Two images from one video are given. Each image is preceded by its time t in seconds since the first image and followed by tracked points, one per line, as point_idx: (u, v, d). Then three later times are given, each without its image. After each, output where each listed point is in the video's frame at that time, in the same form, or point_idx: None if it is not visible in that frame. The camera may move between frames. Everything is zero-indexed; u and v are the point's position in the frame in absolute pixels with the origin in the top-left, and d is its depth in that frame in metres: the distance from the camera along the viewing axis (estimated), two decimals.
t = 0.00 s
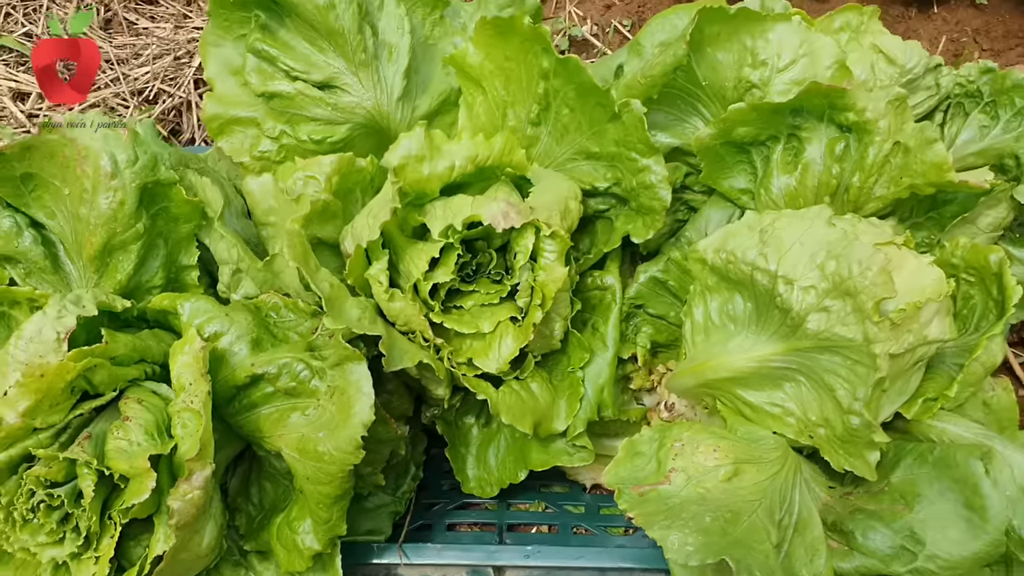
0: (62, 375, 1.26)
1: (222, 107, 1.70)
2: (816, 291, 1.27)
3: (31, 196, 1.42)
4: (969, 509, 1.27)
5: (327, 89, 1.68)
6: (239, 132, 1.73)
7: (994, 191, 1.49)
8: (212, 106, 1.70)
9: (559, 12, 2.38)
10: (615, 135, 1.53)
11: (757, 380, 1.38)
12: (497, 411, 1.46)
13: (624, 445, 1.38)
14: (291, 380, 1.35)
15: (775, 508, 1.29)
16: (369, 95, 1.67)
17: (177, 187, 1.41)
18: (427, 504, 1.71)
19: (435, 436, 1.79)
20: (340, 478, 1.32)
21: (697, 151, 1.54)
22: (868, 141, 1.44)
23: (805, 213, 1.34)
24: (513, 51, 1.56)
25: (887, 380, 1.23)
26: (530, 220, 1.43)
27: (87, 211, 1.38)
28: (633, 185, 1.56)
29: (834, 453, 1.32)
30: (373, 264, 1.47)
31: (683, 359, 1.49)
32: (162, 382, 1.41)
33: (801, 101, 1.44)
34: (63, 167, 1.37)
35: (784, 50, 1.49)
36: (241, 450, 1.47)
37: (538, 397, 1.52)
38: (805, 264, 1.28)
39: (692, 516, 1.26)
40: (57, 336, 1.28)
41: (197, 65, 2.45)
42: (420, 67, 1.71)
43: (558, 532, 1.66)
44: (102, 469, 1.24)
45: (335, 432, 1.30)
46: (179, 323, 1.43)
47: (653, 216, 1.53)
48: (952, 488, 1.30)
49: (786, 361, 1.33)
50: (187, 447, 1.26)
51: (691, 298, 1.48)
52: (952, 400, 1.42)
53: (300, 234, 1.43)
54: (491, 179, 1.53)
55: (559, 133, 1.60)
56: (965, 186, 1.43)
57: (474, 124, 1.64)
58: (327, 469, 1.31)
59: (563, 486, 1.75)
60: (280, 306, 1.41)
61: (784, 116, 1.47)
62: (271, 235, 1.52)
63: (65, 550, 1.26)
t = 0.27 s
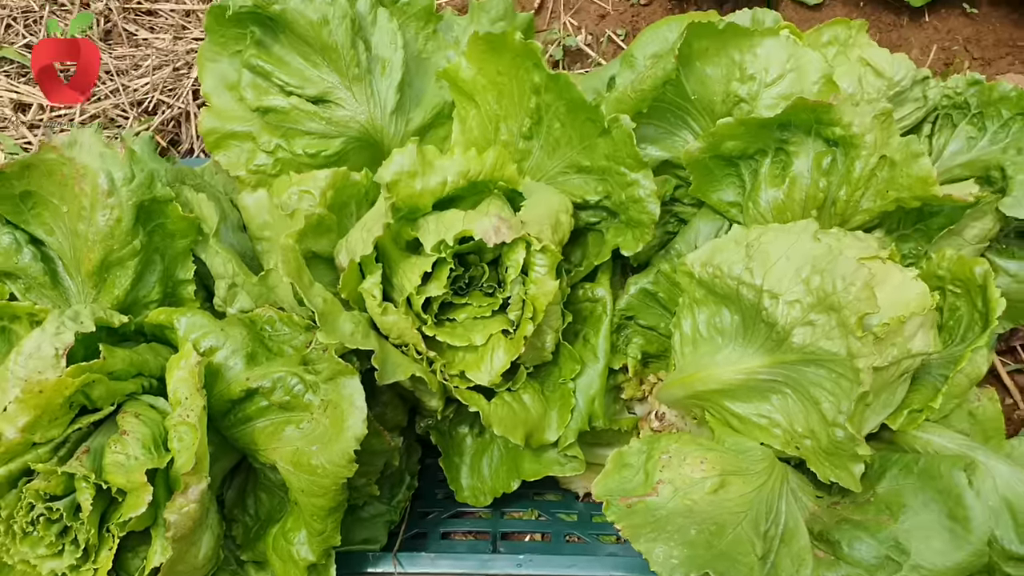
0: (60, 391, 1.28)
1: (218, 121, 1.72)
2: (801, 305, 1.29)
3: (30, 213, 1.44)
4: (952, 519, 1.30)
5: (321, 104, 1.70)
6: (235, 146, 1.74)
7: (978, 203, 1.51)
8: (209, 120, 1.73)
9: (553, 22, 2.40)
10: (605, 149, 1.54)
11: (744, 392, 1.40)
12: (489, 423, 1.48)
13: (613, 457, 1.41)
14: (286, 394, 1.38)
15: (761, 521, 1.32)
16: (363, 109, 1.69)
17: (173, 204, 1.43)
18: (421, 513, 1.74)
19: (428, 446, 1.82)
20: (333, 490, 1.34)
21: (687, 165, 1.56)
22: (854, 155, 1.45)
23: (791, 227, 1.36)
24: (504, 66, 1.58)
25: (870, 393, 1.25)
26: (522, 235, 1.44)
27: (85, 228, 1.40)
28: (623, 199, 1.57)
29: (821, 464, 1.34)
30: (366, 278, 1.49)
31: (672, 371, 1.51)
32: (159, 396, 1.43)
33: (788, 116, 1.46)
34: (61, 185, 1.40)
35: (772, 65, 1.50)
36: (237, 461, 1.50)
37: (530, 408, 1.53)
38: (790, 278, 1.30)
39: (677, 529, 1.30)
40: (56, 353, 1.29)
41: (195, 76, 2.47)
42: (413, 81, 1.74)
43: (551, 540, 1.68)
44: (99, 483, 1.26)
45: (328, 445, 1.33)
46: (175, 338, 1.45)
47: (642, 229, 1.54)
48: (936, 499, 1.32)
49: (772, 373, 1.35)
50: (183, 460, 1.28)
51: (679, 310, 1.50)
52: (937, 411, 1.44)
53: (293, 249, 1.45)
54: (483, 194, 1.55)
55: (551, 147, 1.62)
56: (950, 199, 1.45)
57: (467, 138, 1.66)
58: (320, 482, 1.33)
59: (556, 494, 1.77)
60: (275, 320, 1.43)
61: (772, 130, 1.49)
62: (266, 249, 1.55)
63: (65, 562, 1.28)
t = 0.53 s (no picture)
0: (60, 404, 1.31)
1: (216, 135, 1.76)
2: (786, 316, 1.31)
3: (30, 228, 1.47)
4: (936, 526, 1.32)
5: (317, 117, 1.72)
6: (233, 159, 1.77)
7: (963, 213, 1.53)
8: (206, 134, 1.76)
9: (548, 33, 2.43)
10: (596, 162, 1.55)
11: (732, 401, 1.43)
12: (481, 432, 1.50)
13: (603, 465, 1.43)
14: (281, 405, 1.41)
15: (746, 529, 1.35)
16: (358, 122, 1.71)
17: (171, 218, 1.46)
18: (417, 519, 1.76)
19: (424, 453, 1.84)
20: (327, 500, 1.38)
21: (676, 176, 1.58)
22: (841, 167, 1.47)
23: (775, 239, 1.39)
24: (496, 80, 1.61)
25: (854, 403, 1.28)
26: (513, 247, 1.46)
27: (84, 242, 1.43)
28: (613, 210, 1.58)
29: (806, 472, 1.37)
30: (361, 289, 1.51)
31: (661, 380, 1.53)
32: (158, 407, 1.46)
33: (775, 129, 1.48)
34: (61, 200, 1.43)
35: (760, 78, 1.52)
36: (235, 470, 1.52)
37: (523, 417, 1.55)
38: (776, 290, 1.33)
39: (665, 536, 1.32)
40: (56, 365, 1.32)
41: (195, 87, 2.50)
42: (407, 94, 1.77)
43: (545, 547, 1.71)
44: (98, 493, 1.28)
45: (323, 455, 1.36)
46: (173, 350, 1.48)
47: (631, 240, 1.56)
48: (921, 506, 1.34)
49: (758, 383, 1.38)
50: (181, 470, 1.30)
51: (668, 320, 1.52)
52: (923, 419, 1.46)
53: (288, 262, 1.47)
54: (477, 205, 1.56)
55: (543, 158, 1.63)
56: (935, 210, 1.47)
57: (462, 149, 1.69)
58: (315, 491, 1.37)
59: (550, 501, 1.80)
60: (271, 331, 1.46)
61: (760, 143, 1.51)
62: (262, 261, 1.57)
63: (65, 571, 1.31)
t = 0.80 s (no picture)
0: (61, 412, 1.32)
1: (214, 142, 1.75)
2: (781, 320, 1.32)
3: (31, 237, 1.48)
4: (932, 528, 1.33)
5: (315, 123, 1.72)
6: (232, 167, 1.76)
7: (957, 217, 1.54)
8: (205, 141, 1.76)
9: (546, 37, 2.44)
10: (592, 168, 1.56)
11: (729, 405, 1.43)
12: (480, 437, 1.51)
13: (601, 470, 1.44)
14: (280, 411, 1.42)
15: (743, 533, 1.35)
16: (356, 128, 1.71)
17: (170, 227, 1.47)
18: (417, 523, 1.77)
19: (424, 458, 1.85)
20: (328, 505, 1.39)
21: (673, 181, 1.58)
22: (836, 171, 1.48)
23: (771, 243, 1.40)
24: (492, 86, 1.62)
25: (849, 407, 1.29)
26: (510, 252, 1.46)
27: (84, 251, 1.45)
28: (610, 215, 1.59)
29: (803, 476, 1.38)
30: (359, 295, 1.52)
31: (659, 384, 1.54)
32: (159, 414, 1.47)
33: (770, 134, 1.49)
34: (61, 210, 1.44)
35: (755, 83, 1.53)
36: (235, 476, 1.53)
37: (521, 421, 1.56)
38: (771, 294, 1.33)
39: (661, 540, 1.33)
40: (57, 374, 1.33)
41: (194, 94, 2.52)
42: (405, 100, 1.78)
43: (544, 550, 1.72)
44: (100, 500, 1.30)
45: (322, 460, 1.37)
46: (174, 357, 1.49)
47: (628, 244, 1.56)
48: (917, 509, 1.35)
49: (755, 387, 1.38)
50: (181, 477, 1.32)
51: (665, 324, 1.53)
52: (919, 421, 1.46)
53: (287, 269, 1.48)
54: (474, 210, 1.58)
55: (540, 163, 1.64)
56: (930, 214, 1.47)
57: (460, 155, 1.70)
58: (314, 497, 1.38)
59: (550, 505, 1.80)
60: (270, 337, 1.47)
61: (755, 147, 1.52)
62: (261, 268, 1.57)
63: None
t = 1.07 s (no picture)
0: (52, 428, 1.29)
1: (209, 150, 1.73)
2: (789, 330, 1.29)
3: (21, 248, 1.45)
4: (944, 542, 1.30)
5: (311, 130, 1.69)
6: (227, 175, 1.74)
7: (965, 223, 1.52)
8: (200, 150, 1.73)
9: (545, 42, 2.42)
10: (593, 174, 1.53)
11: (736, 416, 1.40)
12: (481, 451, 1.47)
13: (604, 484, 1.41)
14: (275, 426, 1.38)
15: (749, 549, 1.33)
16: (353, 134, 1.68)
17: (164, 237, 1.44)
18: (417, 537, 1.74)
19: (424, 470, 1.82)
20: (325, 521, 1.37)
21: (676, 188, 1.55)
22: (842, 177, 1.45)
23: (777, 250, 1.36)
24: (491, 91, 1.59)
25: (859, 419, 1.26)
26: (511, 261, 1.44)
27: (76, 263, 1.42)
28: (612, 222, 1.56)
29: (811, 488, 1.35)
30: (357, 306, 1.49)
31: (663, 395, 1.51)
32: (153, 428, 1.44)
33: (775, 138, 1.46)
34: (52, 220, 1.41)
35: (758, 88, 1.50)
36: (231, 491, 1.50)
37: (523, 434, 1.52)
38: (778, 303, 1.30)
39: (667, 556, 1.30)
40: (48, 389, 1.31)
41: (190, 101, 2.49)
42: (403, 106, 1.75)
43: (547, 564, 1.68)
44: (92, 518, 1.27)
45: (319, 477, 1.36)
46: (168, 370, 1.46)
47: (630, 252, 1.53)
48: (929, 521, 1.32)
49: (761, 398, 1.35)
50: (175, 494, 1.28)
51: (669, 334, 1.50)
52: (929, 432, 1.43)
53: (282, 279, 1.45)
54: (474, 218, 1.54)
55: (540, 170, 1.61)
56: (939, 220, 1.44)
57: (459, 162, 1.68)
58: (311, 512, 1.36)
59: (553, 517, 1.75)
60: (266, 349, 1.44)
61: (760, 153, 1.49)
62: (257, 278, 1.54)
63: None
